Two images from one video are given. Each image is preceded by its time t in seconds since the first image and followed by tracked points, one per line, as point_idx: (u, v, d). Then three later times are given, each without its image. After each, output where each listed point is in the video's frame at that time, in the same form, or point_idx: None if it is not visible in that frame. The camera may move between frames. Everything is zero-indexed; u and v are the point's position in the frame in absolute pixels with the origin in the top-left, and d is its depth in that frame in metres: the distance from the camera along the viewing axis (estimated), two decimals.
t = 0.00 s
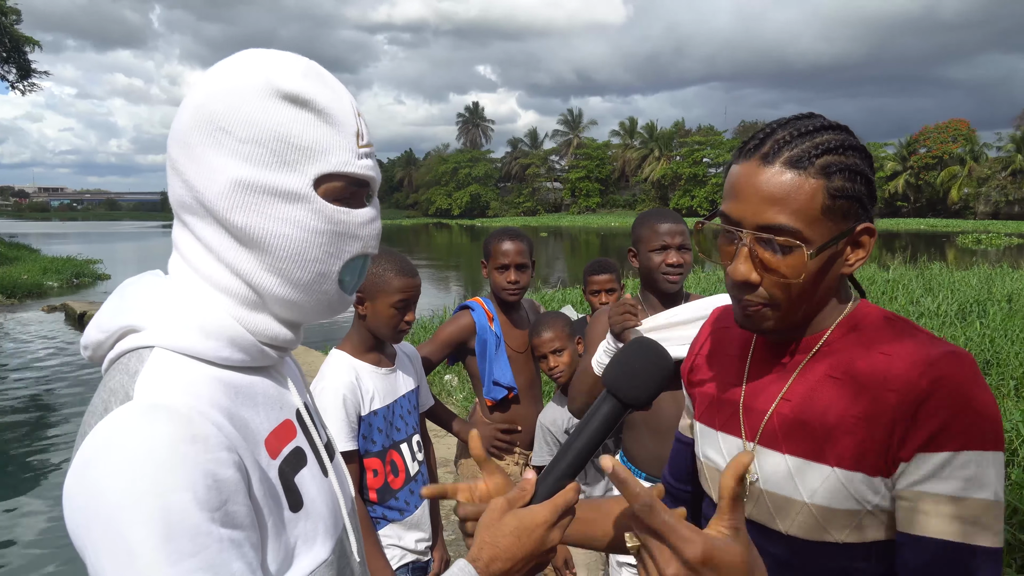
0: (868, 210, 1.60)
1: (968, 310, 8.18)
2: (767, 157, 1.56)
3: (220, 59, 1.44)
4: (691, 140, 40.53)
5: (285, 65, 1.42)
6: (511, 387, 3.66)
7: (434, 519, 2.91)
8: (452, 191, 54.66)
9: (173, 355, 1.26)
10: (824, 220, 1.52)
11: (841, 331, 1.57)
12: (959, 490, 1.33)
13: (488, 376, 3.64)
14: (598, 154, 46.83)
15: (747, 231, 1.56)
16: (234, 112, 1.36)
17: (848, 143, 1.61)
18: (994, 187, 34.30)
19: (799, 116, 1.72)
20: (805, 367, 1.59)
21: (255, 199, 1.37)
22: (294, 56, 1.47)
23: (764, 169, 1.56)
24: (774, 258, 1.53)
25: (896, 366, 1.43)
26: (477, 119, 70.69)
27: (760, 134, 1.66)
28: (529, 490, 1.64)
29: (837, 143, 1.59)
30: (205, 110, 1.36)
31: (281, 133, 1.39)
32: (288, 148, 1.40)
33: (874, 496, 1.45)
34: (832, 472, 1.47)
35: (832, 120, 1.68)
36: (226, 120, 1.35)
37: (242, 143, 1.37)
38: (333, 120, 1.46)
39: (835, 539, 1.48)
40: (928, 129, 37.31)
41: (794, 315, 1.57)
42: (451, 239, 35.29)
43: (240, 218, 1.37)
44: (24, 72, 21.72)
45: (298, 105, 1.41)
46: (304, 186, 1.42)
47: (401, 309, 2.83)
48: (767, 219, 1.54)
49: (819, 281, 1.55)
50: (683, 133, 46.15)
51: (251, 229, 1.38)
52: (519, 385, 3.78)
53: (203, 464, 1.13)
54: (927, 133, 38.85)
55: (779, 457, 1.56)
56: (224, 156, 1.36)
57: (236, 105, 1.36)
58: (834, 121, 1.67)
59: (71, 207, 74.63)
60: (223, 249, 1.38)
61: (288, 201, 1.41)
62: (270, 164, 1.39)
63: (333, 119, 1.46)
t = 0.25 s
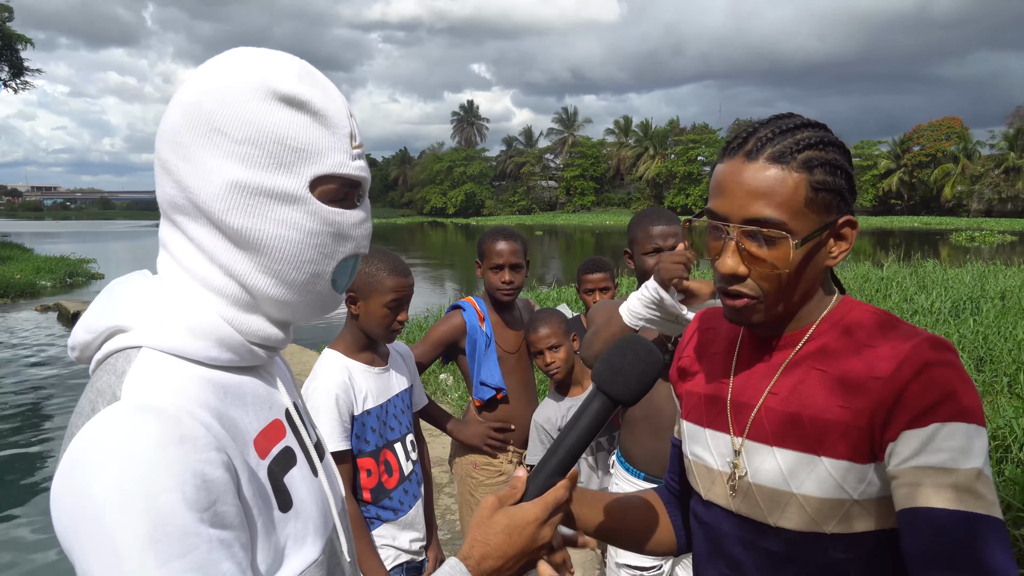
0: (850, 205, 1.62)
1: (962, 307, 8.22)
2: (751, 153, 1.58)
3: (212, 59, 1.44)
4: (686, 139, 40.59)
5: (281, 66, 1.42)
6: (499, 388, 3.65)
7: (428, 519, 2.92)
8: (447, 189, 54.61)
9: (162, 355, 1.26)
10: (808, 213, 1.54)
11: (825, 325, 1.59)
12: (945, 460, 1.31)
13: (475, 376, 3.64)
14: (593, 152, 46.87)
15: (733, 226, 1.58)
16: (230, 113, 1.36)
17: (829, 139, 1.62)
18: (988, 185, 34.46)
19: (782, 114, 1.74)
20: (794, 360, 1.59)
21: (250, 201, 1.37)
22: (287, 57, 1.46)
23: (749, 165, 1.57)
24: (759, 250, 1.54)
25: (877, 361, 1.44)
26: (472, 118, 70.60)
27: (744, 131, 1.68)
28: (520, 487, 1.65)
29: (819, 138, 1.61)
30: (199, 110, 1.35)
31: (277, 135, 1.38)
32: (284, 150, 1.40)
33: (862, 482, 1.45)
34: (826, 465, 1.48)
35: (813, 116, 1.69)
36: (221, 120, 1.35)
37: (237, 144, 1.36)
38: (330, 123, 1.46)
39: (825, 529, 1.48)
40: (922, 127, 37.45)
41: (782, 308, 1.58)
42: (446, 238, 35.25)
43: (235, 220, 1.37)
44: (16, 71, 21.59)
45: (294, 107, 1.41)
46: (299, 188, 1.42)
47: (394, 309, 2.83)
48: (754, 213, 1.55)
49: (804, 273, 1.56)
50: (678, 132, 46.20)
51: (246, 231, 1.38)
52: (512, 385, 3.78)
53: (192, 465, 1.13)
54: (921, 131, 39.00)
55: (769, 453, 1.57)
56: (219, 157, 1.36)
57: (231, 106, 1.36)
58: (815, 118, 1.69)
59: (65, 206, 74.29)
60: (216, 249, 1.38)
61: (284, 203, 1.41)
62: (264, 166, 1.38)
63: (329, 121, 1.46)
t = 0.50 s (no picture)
0: (830, 196, 1.62)
1: (956, 307, 8.26)
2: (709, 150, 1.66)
3: (202, 63, 1.45)
4: (680, 140, 40.70)
5: (271, 70, 1.43)
6: (493, 390, 3.66)
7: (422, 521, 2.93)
8: (443, 191, 54.60)
9: (155, 358, 1.26)
10: (767, 201, 1.56)
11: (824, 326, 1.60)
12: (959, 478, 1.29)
13: (469, 378, 3.67)
14: (588, 153, 46.95)
15: (697, 220, 1.64)
16: (221, 117, 1.36)
17: (795, 132, 1.67)
18: (980, 185, 34.64)
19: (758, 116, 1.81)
20: (797, 364, 1.61)
21: (242, 204, 1.38)
22: (277, 61, 1.47)
23: (713, 161, 1.64)
24: (720, 240, 1.58)
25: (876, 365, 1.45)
26: (467, 119, 70.61)
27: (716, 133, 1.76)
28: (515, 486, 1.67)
29: (782, 131, 1.66)
30: (191, 114, 1.36)
31: (268, 137, 1.39)
32: (275, 152, 1.41)
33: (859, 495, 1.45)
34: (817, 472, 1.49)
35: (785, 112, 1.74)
36: (212, 124, 1.36)
37: (228, 147, 1.37)
38: (320, 126, 1.47)
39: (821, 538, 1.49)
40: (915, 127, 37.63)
41: (758, 299, 1.59)
42: (442, 239, 35.25)
43: (227, 222, 1.37)
44: (9, 74, 21.52)
45: (285, 110, 1.42)
46: (291, 191, 1.43)
47: (388, 312, 2.84)
48: (714, 205, 1.60)
49: (775, 262, 1.56)
50: (673, 132, 46.31)
51: (238, 234, 1.39)
52: (506, 387, 3.79)
53: (187, 466, 1.14)
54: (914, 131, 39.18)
55: (767, 455, 1.58)
56: (211, 160, 1.37)
57: (222, 110, 1.37)
58: (787, 114, 1.73)
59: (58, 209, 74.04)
60: (208, 252, 1.39)
61: (276, 205, 1.42)
62: (257, 169, 1.39)
63: (319, 124, 1.47)
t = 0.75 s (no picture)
0: (827, 207, 1.61)
1: (951, 309, 8.30)
2: (703, 156, 1.68)
3: (192, 66, 1.45)
4: (677, 142, 40.79)
5: (263, 70, 1.44)
6: (490, 391, 3.66)
7: (417, 524, 2.93)
8: (439, 193, 54.61)
9: (154, 359, 1.27)
10: (757, 212, 1.56)
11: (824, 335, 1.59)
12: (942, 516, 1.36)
13: (467, 380, 3.65)
14: (584, 155, 46.98)
15: (688, 227, 1.65)
16: (214, 117, 1.37)
17: (793, 139, 1.67)
18: (975, 187, 34.79)
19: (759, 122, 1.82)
20: (794, 373, 1.60)
21: (239, 203, 1.39)
22: (268, 61, 1.48)
23: (708, 168, 1.65)
24: (708, 248, 1.59)
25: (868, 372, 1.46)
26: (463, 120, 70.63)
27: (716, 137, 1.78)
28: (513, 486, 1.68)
29: (779, 139, 1.66)
30: (187, 117, 1.37)
31: (263, 137, 1.40)
32: (270, 151, 1.41)
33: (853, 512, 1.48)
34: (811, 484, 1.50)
35: (786, 119, 1.74)
36: (206, 125, 1.37)
37: (224, 148, 1.38)
38: (311, 122, 1.48)
39: (816, 552, 1.51)
40: (910, 130, 37.78)
41: (747, 307, 1.59)
42: (438, 241, 35.23)
43: (225, 222, 1.38)
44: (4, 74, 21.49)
45: (277, 109, 1.43)
46: (287, 188, 1.44)
47: (383, 314, 2.85)
48: (705, 213, 1.61)
49: (765, 273, 1.55)
50: (669, 135, 46.40)
51: (235, 233, 1.39)
52: (502, 389, 3.80)
53: (187, 466, 1.15)
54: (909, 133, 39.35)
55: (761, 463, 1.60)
56: (207, 162, 1.38)
57: (216, 110, 1.37)
58: (788, 121, 1.73)
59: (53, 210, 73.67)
60: (205, 253, 1.40)
61: (273, 204, 1.43)
62: (252, 167, 1.40)
63: (310, 121, 1.48)
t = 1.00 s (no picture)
0: (788, 206, 1.64)
1: (946, 313, 8.34)
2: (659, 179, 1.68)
3: (202, 72, 1.46)
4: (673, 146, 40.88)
5: (271, 79, 1.45)
6: (487, 395, 3.67)
7: (412, 528, 2.93)
8: (436, 196, 54.65)
9: (152, 363, 1.28)
10: (724, 223, 1.57)
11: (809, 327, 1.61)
12: (941, 512, 1.36)
13: (464, 384, 3.67)
14: (581, 159, 47.05)
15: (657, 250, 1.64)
16: (221, 124, 1.38)
17: (742, 146, 1.70)
18: (970, 191, 34.94)
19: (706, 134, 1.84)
20: (775, 375, 1.62)
21: (240, 210, 1.40)
22: (278, 71, 1.49)
23: (663, 191, 1.66)
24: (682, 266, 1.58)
25: (862, 369, 1.46)
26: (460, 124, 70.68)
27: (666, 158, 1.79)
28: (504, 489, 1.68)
29: (729, 149, 1.68)
30: (191, 122, 1.38)
31: (267, 146, 1.41)
32: (274, 160, 1.42)
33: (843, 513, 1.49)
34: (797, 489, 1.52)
35: (731, 128, 1.77)
36: (213, 131, 1.38)
37: (227, 154, 1.39)
38: (318, 134, 1.50)
39: (805, 554, 1.53)
40: (905, 134, 37.95)
41: (731, 321, 1.58)
42: (435, 244, 35.21)
43: (225, 227, 1.39)
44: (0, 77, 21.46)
45: (284, 118, 1.45)
46: (289, 198, 1.45)
47: (379, 318, 2.85)
48: (672, 233, 1.61)
49: (741, 283, 1.55)
50: (665, 138, 46.51)
51: (236, 239, 1.40)
52: (499, 393, 3.81)
53: (183, 469, 1.15)
54: (905, 138, 39.53)
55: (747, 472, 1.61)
56: (210, 167, 1.38)
57: (223, 117, 1.38)
58: (733, 130, 1.76)
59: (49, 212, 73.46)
60: (205, 257, 1.40)
61: (274, 212, 1.43)
62: (256, 176, 1.41)
63: (317, 133, 1.50)
